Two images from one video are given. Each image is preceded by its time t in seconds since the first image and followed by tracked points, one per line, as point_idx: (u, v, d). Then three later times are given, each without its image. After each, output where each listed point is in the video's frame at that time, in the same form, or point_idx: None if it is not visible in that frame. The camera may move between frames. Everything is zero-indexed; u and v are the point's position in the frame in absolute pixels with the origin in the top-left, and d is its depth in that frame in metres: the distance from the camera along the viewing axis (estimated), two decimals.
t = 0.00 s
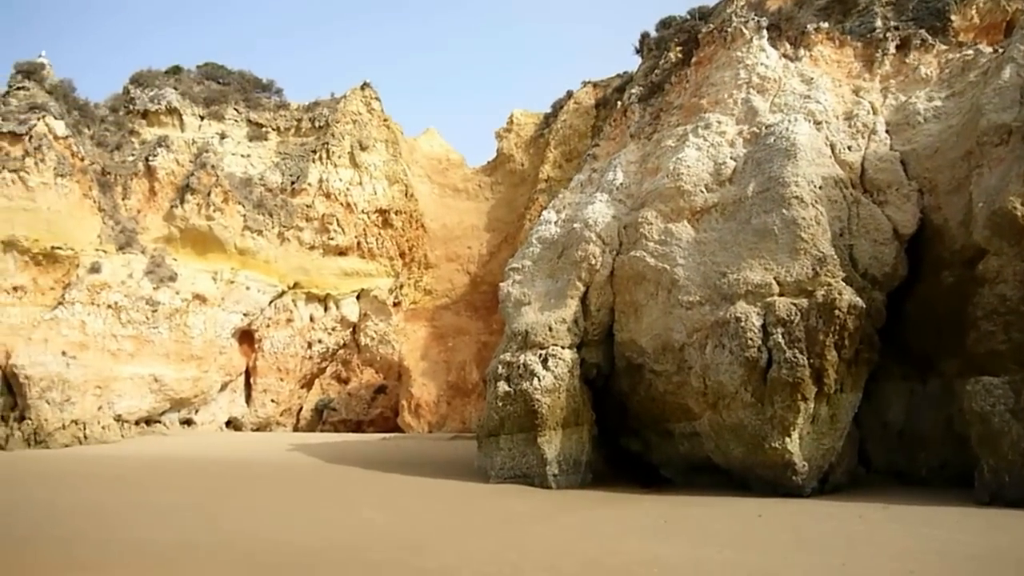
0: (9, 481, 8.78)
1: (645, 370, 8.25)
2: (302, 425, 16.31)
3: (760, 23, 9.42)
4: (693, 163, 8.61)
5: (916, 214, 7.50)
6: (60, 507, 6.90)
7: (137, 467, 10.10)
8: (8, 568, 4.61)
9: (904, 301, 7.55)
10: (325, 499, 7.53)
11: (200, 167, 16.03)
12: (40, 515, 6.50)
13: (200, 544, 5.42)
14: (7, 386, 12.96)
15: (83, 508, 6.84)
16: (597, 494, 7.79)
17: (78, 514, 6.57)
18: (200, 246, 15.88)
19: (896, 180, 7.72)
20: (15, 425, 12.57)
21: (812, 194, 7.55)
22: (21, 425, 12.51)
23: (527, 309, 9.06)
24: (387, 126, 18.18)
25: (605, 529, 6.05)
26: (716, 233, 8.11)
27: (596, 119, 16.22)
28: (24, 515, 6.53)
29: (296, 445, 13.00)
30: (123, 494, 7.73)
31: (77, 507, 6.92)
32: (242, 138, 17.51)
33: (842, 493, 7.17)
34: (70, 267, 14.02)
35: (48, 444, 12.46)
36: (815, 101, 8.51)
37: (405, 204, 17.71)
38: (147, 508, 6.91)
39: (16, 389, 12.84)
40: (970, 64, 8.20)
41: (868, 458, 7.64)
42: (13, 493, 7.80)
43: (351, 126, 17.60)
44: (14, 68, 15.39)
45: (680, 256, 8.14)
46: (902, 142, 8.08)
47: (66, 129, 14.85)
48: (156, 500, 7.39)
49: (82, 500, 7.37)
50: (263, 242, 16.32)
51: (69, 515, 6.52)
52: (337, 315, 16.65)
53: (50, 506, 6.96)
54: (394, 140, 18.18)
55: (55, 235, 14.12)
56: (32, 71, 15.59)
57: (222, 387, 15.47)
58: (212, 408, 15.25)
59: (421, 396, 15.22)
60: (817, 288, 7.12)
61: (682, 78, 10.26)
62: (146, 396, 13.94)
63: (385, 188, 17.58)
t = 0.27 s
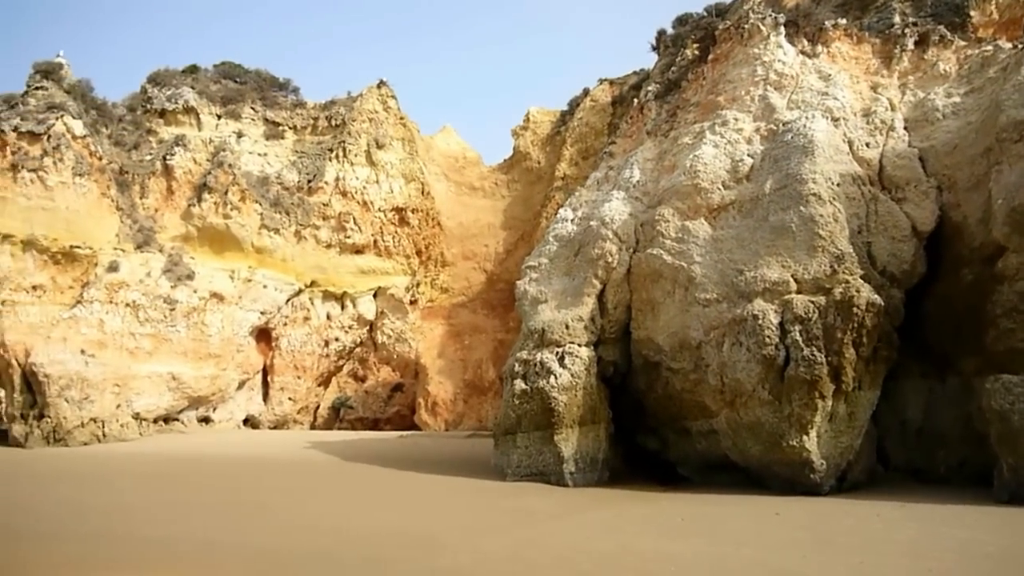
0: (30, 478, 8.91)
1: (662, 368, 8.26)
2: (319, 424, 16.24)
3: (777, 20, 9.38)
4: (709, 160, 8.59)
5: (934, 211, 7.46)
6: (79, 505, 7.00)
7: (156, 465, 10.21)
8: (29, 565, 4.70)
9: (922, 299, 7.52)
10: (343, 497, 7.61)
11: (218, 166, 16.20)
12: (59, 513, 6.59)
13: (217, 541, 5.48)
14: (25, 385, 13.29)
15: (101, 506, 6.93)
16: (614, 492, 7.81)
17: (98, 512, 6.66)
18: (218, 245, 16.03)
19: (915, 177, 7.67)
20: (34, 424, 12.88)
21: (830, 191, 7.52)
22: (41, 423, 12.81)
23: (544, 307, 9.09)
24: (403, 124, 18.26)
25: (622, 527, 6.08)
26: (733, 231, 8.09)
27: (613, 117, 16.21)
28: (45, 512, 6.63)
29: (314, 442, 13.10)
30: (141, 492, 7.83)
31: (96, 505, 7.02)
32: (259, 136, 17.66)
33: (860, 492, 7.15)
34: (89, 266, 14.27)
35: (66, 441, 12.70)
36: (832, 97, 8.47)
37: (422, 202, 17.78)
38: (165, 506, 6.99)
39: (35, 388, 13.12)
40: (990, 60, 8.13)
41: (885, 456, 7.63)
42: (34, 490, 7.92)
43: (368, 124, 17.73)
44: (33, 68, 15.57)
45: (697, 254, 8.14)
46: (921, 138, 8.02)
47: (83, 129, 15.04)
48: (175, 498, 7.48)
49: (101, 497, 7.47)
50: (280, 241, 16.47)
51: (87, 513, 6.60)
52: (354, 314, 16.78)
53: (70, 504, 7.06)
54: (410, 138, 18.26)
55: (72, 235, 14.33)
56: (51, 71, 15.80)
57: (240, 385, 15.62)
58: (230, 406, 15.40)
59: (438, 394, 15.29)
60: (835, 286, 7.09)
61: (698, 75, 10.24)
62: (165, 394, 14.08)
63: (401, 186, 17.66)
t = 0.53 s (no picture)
0: (51, 476, 9.05)
1: (680, 366, 8.26)
2: (336, 421, 16.41)
3: (795, 16, 9.32)
4: (727, 157, 8.58)
5: (954, 208, 7.41)
6: (98, 503, 7.11)
7: (175, 462, 10.33)
8: (50, 562, 4.80)
9: (942, 297, 7.47)
10: (361, 495, 7.69)
11: (235, 165, 16.36)
12: (79, 511, 6.70)
13: (234, 539, 5.56)
14: (44, 382, 13.52)
15: (120, 504, 7.04)
16: (631, 490, 7.83)
17: (117, 510, 6.77)
18: (235, 243, 16.17)
19: (934, 174, 7.62)
20: (54, 422, 13.05)
21: (848, 188, 7.48)
22: (60, 421, 12.99)
23: (561, 305, 9.11)
24: (419, 122, 18.33)
25: (639, 525, 6.10)
26: (751, 228, 8.07)
27: (629, 114, 16.19)
28: (65, 510, 6.74)
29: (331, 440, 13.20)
30: (159, 490, 7.93)
31: (115, 503, 7.13)
32: (276, 135, 17.80)
33: (878, 490, 7.12)
34: (107, 265, 14.37)
35: (85, 439, 12.92)
36: (850, 94, 8.43)
37: (438, 200, 17.85)
38: (183, 503, 7.09)
39: (55, 385, 13.34)
40: (1010, 55, 8.04)
41: (904, 454, 7.59)
42: (55, 488, 8.04)
43: (384, 122, 17.82)
44: (51, 67, 15.65)
45: (714, 251, 8.13)
46: (940, 135, 7.96)
47: (101, 128, 15.22)
48: (193, 496, 7.57)
49: (121, 495, 7.58)
50: (297, 238, 16.57)
51: (107, 511, 6.71)
52: (371, 311, 16.80)
53: (89, 502, 7.17)
54: (426, 136, 18.32)
55: (90, 232, 14.53)
56: (69, 71, 15.88)
57: (257, 383, 15.79)
58: (247, 405, 15.57)
59: (455, 392, 15.35)
60: (853, 283, 7.06)
61: (715, 72, 10.21)
62: (182, 392, 14.28)
63: (418, 184, 17.73)
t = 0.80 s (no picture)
0: (72, 474, 9.19)
1: (697, 365, 8.26)
2: (353, 420, 16.53)
3: (814, 13, 9.25)
4: (744, 155, 8.57)
5: (974, 205, 7.36)
6: (118, 502, 7.21)
7: (194, 461, 10.45)
8: (73, 560, 4.88)
9: (961, 295, 7.45)
10: (379, 493, 7.76)
11: (252, 164, 16.55)
12: (99, 510, 6.80)
13: (252, 537, 5.64)
14: (64, 381, 13.66)
15: (141, 503, 7.15)
16: (648, 489, 7.85)
17: (137, 508, 6.86)
18: (253, 242, 16.35)
19: (953, 171, 7.56)
20: (73, 421, 13.13)
21: (867, 186, 7.45)
22: (79, 420, 13.08)
23: (578, 304, 9.13)
24: (436, 121, 18.39)
25: (656, 524, 6.12)
26: (769, 226, 8.05)
27: (646, 113, 16.16)
28: (86, 508, 6.84)
29: (349, 439, 13.29)
30: (177, 489, 8.03)
31: (135, 502, 7.22)
32: (293, 134, 17.95)
33: (897, 490, 7.09)
34: (126, 264, 14.56)
35: (105, 437, 12.98)
36: (869, 91, 8.38)
37: (455, 199, 17.91)
38: (202, 502, 7.18)
39: (74, 384, 13.44)
40: None
41: (922, 453, 7.55)
42: (77, 487, 8.16)
43: (401, 121, 17.91)
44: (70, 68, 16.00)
45: (732, 250, 8.11)
46: (960, 132, 7.88)
47: (119, 128, 15.54)
48: (211, 494, 7.66)
49: (140, 494, 7.68)
50: (314, 238, 16.71)
51: (127, 509, 6.81)
52: (388, 310, 16.87)
53: (110, 501, 7.27)
54: (443, 135, 18.37)
55: (108, 232, 14.74)
56: (87, 71, 16.24)
57: (275, 382, 15.94)
58: (264, 403, 15.71)
59: (472, 391, 15.40)
60: (872, 281, 7.03)
61: (733, 70, 10.18)
62: (200, 391, 14.44)
63: (435, 183, 17.80)
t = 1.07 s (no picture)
0: (94, 472, 9.32)
1: (714, 363, 8.26)
2: (370, 419, 16.56)
3: (832, 10, 9.18)
4: (762, 154, 8.55)
5: (993, 204, 7.31)
6: (139, 500, 7.30)
7: (213, 459, 10.55)
8: (95, 558, 4.97)
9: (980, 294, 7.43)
10: (397, 491, 7.83)
11: (269, 163, 16.72)
12: (121, 508, 6.91)
13: (271, 536, 5.71)
14: (83, 379, 13.81)
15: (162, 501, 7.25)
16: (666, 488, 7.85)
17: (158, 506, 6.96)
18: (270, 242, 16.59)
19: (972, 169, 7.51)
20: (92, 419, 13.40)
21: (885, 184, 7.42)
22: (98, 418, 13.35)
23: (594, 302, 9.15)
24: (453, 120, 18.42)
25: (673, 523, 6.13)
26: (786, 225, 8.02)
27: (663, 111, 16.12)
28: (108, 507, 6.95)
29: (366, 438, 13.38)
30: (196, 487, 8.12)
31: (155, 500, 7.32)
32: (310, 133, 18.09)
33: (916, 489, 7.06)
34: (143, 263, 14.76)
35: (123, 436, 13.25)
36: (887, 88, 8.35)
37: (472, 198, 17.94)
38: (221, 501, 7.26)
39: (92, 383, 13.66)
40: None
41: (941, 453, 7.51)
42: (98, 485, 8.28)
43: (417, 120, 17.97)
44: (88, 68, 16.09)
45: (749, 248, 8.10)
46: (978, 130, 7.81)
47: (137, 128, 15.59)
48: (230, 493, 7.75)
49: (159, 492, 7.77)
50: (331, 237, 16.91)
51: (148, 507, 6.90)
52: (405, 309, 16.99)
53: (130, 499, 7.37)
54: (459, 133, 18.41)
55: (127, 232, 14.95)
56: (105, 71, 16.32)
57: (292, 380, 16.10)
58: (282, 402, 15.86)
59: (489, 390, 15.47)
60: (890, 280, 6.99)
61: (750, 68, 10.15)
62: (218, 390, 14.59)
63: (451, 182, 17.85)
